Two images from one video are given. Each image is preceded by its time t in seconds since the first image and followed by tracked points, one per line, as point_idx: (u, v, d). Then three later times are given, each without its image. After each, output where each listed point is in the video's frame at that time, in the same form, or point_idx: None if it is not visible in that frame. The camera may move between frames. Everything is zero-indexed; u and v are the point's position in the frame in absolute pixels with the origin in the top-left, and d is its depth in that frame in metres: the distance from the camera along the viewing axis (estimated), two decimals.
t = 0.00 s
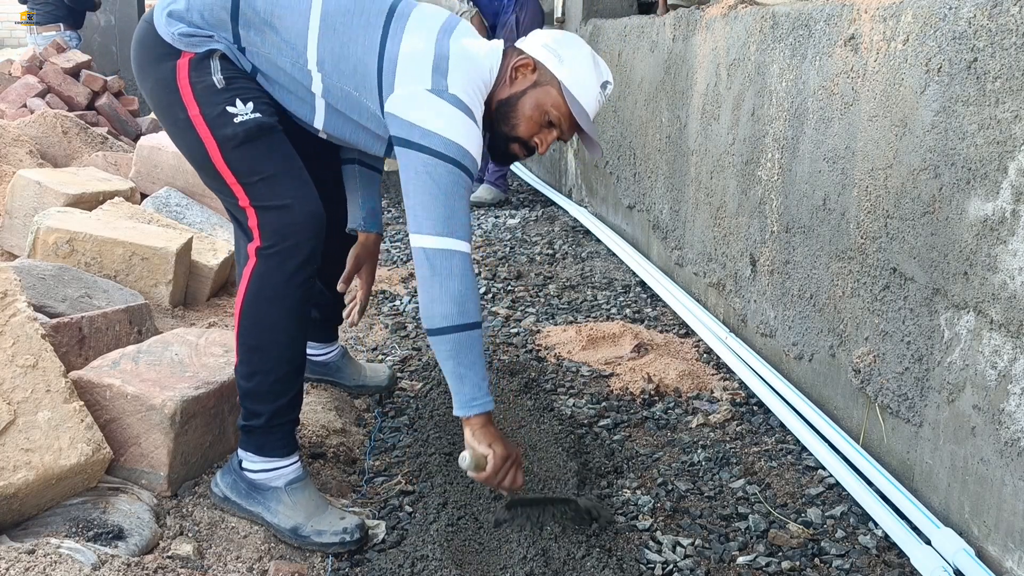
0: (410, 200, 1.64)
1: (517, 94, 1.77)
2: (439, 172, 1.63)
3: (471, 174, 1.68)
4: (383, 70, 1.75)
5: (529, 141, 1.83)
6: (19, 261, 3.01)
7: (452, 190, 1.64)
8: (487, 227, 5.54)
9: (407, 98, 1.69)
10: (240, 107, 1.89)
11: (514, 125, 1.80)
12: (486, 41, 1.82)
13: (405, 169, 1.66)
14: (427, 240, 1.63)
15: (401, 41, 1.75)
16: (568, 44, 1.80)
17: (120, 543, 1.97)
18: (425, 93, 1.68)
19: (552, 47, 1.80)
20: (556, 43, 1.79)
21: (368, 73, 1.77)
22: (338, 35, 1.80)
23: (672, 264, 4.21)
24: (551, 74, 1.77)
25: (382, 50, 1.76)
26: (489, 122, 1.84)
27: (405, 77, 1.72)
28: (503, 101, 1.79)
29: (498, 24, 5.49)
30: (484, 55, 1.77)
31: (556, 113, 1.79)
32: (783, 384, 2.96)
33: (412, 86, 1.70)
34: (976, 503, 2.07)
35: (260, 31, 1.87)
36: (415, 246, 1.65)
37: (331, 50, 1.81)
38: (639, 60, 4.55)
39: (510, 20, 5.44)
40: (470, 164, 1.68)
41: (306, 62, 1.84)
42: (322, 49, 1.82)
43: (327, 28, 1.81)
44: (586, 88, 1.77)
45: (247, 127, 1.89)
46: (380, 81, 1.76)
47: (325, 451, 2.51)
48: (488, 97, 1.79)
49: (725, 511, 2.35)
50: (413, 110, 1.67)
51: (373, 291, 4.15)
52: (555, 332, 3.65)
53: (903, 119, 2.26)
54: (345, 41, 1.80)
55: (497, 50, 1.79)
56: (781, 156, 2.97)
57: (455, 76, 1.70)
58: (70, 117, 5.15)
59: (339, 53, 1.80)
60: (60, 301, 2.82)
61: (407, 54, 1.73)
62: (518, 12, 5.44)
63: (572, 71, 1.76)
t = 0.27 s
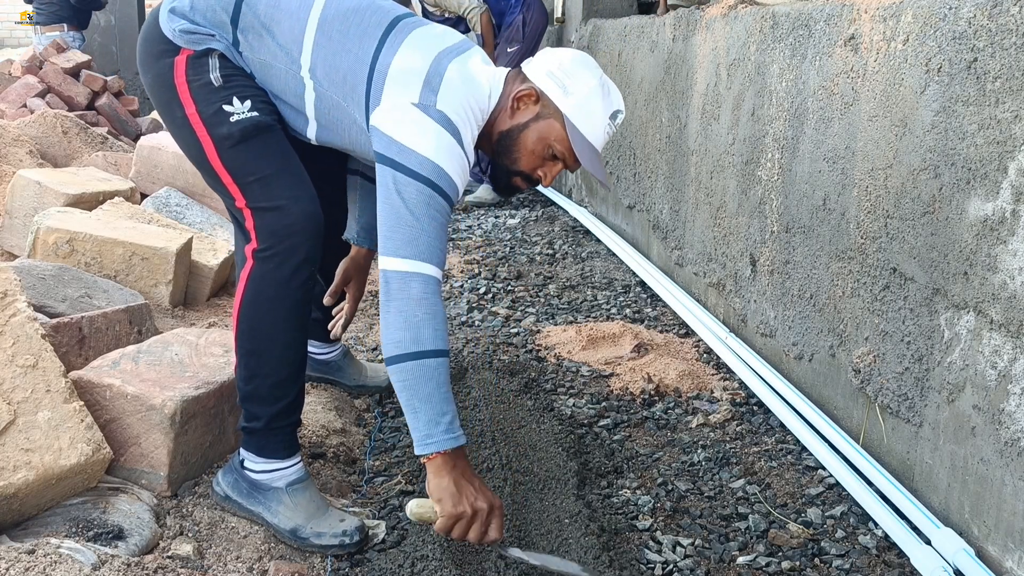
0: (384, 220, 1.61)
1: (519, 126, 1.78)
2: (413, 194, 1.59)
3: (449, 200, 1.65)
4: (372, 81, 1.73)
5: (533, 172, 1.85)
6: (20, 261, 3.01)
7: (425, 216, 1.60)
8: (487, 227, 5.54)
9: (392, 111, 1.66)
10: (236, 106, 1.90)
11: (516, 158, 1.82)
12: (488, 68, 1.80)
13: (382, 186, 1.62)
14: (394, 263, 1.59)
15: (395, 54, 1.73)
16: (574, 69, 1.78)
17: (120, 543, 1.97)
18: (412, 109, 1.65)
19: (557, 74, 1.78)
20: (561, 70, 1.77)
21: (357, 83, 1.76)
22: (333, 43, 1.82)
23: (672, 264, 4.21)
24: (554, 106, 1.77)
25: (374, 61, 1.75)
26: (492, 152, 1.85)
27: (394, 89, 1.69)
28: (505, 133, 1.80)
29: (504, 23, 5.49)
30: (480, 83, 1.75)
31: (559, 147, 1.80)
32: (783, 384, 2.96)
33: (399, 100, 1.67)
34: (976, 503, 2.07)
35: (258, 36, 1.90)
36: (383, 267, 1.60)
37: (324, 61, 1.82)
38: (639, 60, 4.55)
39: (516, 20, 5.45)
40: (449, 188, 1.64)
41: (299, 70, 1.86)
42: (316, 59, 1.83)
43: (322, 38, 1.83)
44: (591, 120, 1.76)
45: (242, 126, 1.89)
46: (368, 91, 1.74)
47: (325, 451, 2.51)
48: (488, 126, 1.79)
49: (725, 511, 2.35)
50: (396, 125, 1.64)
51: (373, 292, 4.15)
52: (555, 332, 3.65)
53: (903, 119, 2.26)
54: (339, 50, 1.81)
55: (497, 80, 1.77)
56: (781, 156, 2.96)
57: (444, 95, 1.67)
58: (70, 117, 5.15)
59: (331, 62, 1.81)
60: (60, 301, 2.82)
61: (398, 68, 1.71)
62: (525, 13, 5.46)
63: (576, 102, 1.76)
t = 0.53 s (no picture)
0: (391, 233, 1.66)
1: (529, 150, 1.81)
2: (418, 207, 1.63)
3: (454, 211, 1.68)
4: (379, 81, 1.74)
5: (539, 183, 1.90)
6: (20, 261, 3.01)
7: (429, 227, 1.64)
8: (487, 227, 5.54)
9: (398, 117, 1.68)
10: (247, 103, 1.89)
11: (524, 174, 1.87)
12: (495, 73, 1.81)
13: (389, 196, 1.66)
14: (401, 279, 1.65)
15: (403, 55, 1.74)
16: (588, 95, 1.77)
17: (120, 543, 1.97)
18: (416, 114, 1.66)
19: (570, 100, 1.76)
20: (574, 99, 1.75)
21: (365, 82, 1.77)
22: (342, 42, 1.82)
23: (672, 264, 4.21)
24: (565, 135, 1.78)
25: (382, 61, 1.75)
26: (500, 164, 1.88)
27: (402, 92, 1.70)
28: (514, 154, 1.82)
29: (511, 23, 5.50)
30: (487, 88, 1.76)
31: (566, 166, 1.84)
32: (783, 384, 2.96)
33: (404, 104, 1.68)
34: (976, 503, 2.07)
35: (267, 32, 1.89)
36: (391, 282, 1.67)
37: (332, 58, 1.82)
38: (639, 60, 4.55)
39: (524, 19, 5.46)
40: (453, 199, 1.66)
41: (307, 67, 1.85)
42: (325, 56, 1.83)
43: (332, 35, 1.83)
44: (601, 148, 1.79)
45: (253, 124, 1.89)
46: (375, 91, 1.74)
47: (325, 451, 2.51)
48: (497, 144, 1.82)
49: (725, 511, 2.35)
50: (401, 133, 1.66)
51: (373, 292, 4.15)
52: (555, 332, 3.65)
53: (903, 119, 2.26)
54: (348, 48, 1.81)
55: (503, 85, 1.79)
56: (781, 156, 2.97)
57: (453, 102, 1.68)
58: (70, 117, 5.15)
59: (340, 60, 1.81)
60: (60, 301, 2.82)
61: (405, 70, 1.71)
62: (532, 12, 5.46)
63: (588, 133, 1.76)
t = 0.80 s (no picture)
0: (401, 235, 1.80)
1: (535, 149, 1.85)
2: (426, 216, 1.74)
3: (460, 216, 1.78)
4: (394, 87, 1.79)
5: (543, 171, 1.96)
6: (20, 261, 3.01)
7: (436, 233, 1.77)
8: (487, 227, 5.54)
9: (410, 125, 1.75)
10: (260, 103, 1.89)
11: (530, 166, 1.92)
12: (500, 67, 1.84)
13: (401, 201, 1.77)
14: (409, 276, 1.82)
15: (417, 61, 1.78)
16: (592, 98, 1.79)
17: (120, 543, 1.97)
18: (427, 125, 1.74)
19: (576, 106, 1.79)
20: (580, 103, 1.78)
21: (380, 86, 1.81)
22: (358, 45, 1.84)
23: (672, 264, 4.21)
24: (571, 137, 1.82)
25: (397, 66, 1.80)
26: (507, 157, 1.92)
27: (416, 102, 1.75)
28: (522, 151, 1.87)
29: (514, 23, 5.47)
30: (497, 91, 1.79)
31: (571, 159, 1.89)
32: (783, 384, 2.96)
33: (417, 113, 1.75)
34: (976, 503, 2.07)
35: (283, 31, 1.90)
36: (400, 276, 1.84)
37: (347, 60, 1.84)
38: (639, 60, 4.55)
39: (526, 20, 5.44)
40: (460, 207, 1.76)
41: (321, 67, 1.87)
42: (340, 57, 1.85)
43: (348, 36, 1.84)
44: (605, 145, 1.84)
45: (265, 123, 1.89)
46: (390, 96, 1.80)
47: (325, 451, 2.51)
48: (505, 141, 1.86)
49: (725, 511, 2.35)
50: (412, 143, 1.74)
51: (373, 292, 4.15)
52: (555, 332, 3.65)
53: (903, 119, 2.26)
54: (364, 51, 1.83)
55: (508, 80, 1.82)
56: (781, 156, 2.97)
57: (464, 113, 1.74)
58: (71, 117, 5.16)
59: (356, 63, 1.84)
60: (60, 301, 2.82)
61: (419, 78, 1.77)
62: (535, 13, 5.47)
63: (594, 136, 1.80)
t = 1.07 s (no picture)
0: (416, 232, 1.95)
1: (533, 136, 1.99)
2: (443, 218, 1.91)
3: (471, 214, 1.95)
4: (410, 101, 1.87)
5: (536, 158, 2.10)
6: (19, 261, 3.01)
7: (450, 230, 1.94)
8: (487, 227, 5.54)
9: (427, 137, 1.86)
10: (279, 108, 1.92)
11: (527, 154, 2.06)
12: (498, 66, 1.94)
13: (417, 204, 1.92)
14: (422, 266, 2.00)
15: (429, 75, 1.87)
16: (582, 85, 1.96)
17: (120, 543, 1.97)
18: (444, 137, 1.85)
19: (569, 94, 1.95)
20: (574, 92, 1.94)
21: (397, 100, 1.88)
22: (376, 60, 1.89)
23: (672, 264, 4.21)
24: (566, 123, 1.97)
25: (412, 81, 1.87)
26: (504, 147, 2.05)
27: (431, 114, 1.86)
28: (521, 140, 2.00)
29: (510, 23, 5.44)
30: (501, 97, 1.92)
31: (563, 145, 2.04)
32: (783, 384, 2.96)
33: (433, 126, 1.86)
34: (976, 503, 2.07)
35: (300, 47, 1.90)
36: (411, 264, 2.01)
37: (365, 75, 1.89)
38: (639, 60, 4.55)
39: (523, 19, 5.42)
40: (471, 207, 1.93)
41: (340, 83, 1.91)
42: (358, 72, 1.89)
43: (364, 53, 1.89)
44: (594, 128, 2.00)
45: (284, 127, 1.92)
46: (407, 110, 1.88)
47: (325, 451, 2.51)
48: (504, 132, 1.98)
49: (725, 511, 2.35)
50: (431, 154, 1.86)
51: (373, 292, 4.15)
52: (555, 332, 3.65)
53: (903, 119, 2.26)
54: (381, 67, 1.88)
55: (508, 79, 1.94)
56: (781, 156, 2.97)
57: (475, 123, 1.86)
58: (70, 117, 5.16)
59: (374, 78, 1.89)
60: (60, 301, 2.82)
61: (434, 92, 1.86)
62: (531, 13, 5.44)
63: (587, 120, 1.96)
